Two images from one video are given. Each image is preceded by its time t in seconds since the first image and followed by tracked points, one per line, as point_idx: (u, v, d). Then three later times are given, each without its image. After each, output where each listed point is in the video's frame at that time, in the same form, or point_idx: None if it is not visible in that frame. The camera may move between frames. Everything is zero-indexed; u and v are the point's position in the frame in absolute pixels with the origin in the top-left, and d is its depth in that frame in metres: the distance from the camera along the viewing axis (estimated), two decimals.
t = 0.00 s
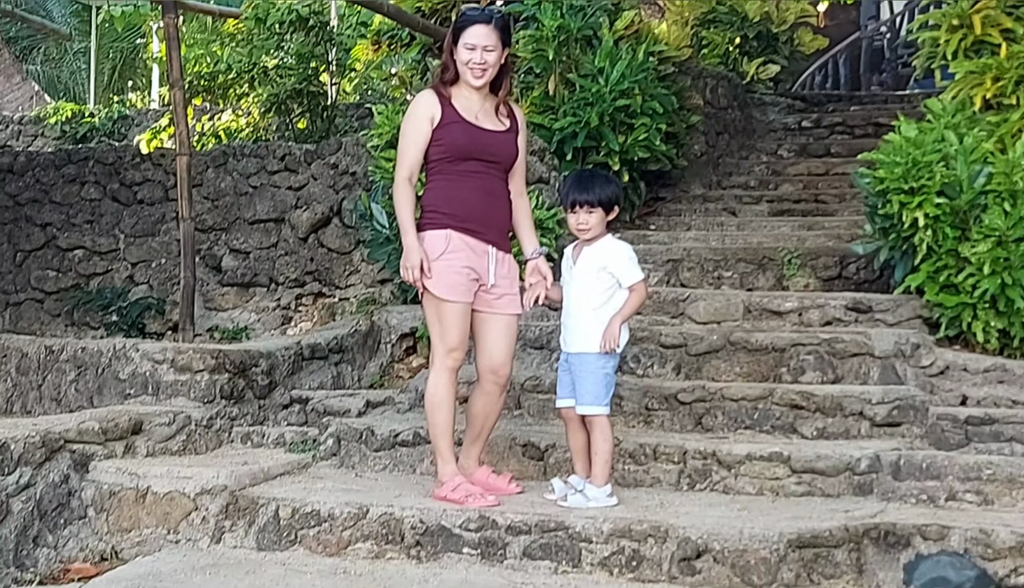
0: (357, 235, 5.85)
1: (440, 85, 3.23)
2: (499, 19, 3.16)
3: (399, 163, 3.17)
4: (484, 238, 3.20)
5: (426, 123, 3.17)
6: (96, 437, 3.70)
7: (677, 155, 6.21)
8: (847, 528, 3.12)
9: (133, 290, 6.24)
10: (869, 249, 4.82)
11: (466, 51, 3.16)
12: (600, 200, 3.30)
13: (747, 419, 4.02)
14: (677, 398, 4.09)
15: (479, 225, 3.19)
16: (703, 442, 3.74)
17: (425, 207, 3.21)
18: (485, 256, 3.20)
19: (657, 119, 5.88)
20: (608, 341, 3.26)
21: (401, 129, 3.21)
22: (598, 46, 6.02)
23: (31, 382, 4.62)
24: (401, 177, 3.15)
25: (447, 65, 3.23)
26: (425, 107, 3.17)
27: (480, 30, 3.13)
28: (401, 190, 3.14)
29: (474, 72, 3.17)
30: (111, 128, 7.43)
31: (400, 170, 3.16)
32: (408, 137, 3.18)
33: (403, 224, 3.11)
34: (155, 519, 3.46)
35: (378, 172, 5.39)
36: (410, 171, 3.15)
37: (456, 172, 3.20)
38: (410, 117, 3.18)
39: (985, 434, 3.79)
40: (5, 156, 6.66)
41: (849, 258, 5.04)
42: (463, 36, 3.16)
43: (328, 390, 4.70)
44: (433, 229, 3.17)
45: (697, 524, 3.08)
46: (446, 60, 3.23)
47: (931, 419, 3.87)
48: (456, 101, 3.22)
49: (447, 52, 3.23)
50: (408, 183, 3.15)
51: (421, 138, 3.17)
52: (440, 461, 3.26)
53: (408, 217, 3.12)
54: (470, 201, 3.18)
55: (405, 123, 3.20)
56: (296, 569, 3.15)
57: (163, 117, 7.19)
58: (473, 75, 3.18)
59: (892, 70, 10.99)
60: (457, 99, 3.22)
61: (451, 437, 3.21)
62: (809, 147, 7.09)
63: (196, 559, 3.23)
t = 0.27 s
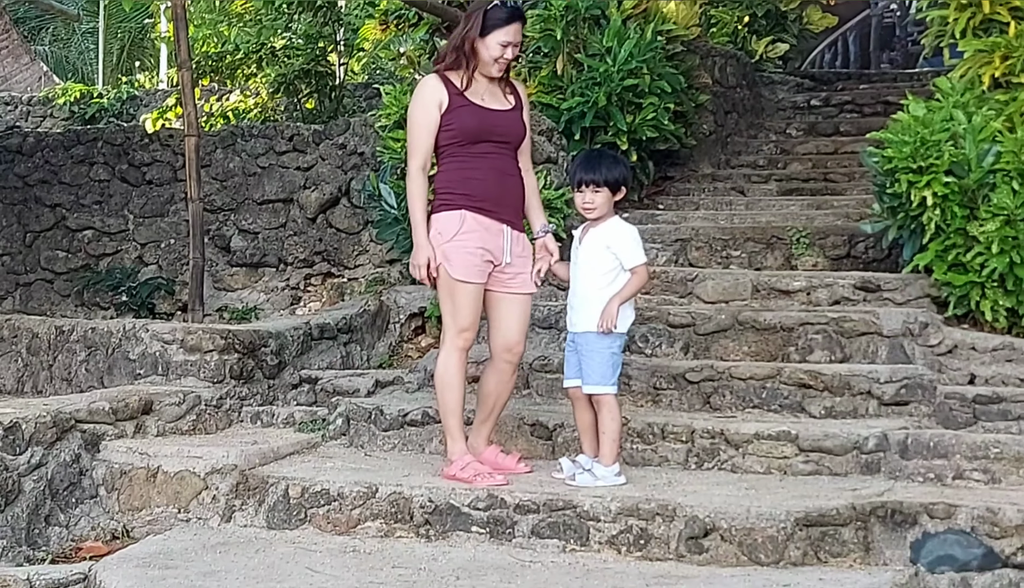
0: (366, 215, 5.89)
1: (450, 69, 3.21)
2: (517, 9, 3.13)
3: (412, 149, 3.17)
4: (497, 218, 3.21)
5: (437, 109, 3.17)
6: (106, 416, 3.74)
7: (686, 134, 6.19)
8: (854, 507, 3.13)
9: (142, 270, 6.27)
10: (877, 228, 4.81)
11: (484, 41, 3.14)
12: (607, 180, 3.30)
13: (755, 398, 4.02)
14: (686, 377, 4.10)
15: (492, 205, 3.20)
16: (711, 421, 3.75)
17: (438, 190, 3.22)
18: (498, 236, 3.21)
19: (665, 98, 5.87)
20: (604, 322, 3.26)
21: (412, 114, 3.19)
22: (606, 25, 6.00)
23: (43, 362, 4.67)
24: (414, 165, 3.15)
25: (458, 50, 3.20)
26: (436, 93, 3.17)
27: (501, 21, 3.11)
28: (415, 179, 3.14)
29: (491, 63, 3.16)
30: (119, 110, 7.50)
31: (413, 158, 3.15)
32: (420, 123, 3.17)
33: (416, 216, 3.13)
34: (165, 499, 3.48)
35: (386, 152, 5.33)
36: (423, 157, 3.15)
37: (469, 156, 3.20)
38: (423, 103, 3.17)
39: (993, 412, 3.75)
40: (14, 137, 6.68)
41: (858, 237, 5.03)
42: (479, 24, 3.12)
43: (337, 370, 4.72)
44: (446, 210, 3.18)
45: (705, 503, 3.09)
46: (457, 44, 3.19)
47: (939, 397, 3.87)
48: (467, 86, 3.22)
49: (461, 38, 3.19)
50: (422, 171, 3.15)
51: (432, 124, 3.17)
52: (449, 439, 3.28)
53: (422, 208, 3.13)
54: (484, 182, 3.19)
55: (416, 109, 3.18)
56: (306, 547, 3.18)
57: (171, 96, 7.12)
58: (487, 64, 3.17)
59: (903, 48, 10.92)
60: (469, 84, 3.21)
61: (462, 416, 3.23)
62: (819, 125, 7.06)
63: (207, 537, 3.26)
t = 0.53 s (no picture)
0: (366, 217, 5.91)
1: (446, 75, 3.22)
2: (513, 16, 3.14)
3: (413, 155, 3.17)
4: (501, 220, 3.23)
5: (435, 115, 3.17)
6: (107, 420, 3.76)
7: (685, 134, 6.20)
8: (853, 507, 3.14)
9: (143, 273, 6.30)
10: (876, 227, 4.81)
11: (480, 47, 3.14)
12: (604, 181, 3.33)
13: (755, 398, 4.03)
14: (685, 377, 4.11)
15: (496, 207, 3.21)
16: (710, 421, 3.76)
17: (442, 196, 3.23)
18: (502, 238, 3.22)
19: (663, 98, 5.87)
20: (598, 324, 3.27)
21: (410, 121, 3.18)
22: (604, 25, 6.01)
23: (45, 366, 4.69)
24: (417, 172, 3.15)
25: (452, 55, 3.20)
26: (435, 99, 3.17)
27: (497, 27, 3.12)
28: (417, 185, 3.14)
29: (488, 68, 3.17)
30: (118, 112, 7.50)
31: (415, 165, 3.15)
32: (419, 130, 3.17)
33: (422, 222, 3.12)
34: (167, 501, 3.50)
35: (385, 154, 5.35)
36: (425, 164, 3.16)
37: (471, 160, 3.22)
38: (421, 109, 3.17)
39: (992, 412, 3.77)
40: (14, 141, 6.70)
41: (857, 236, 5.04)
42: (474, 29, 3.13)
43: (337, 372, 4.74)
44: (450, 214, 3.19)
45: (704, 504, 3.11)
46: (452, 49, 3.20)
47: (939, 396, 3.88)
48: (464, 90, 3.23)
49: (455, 44, 3.19)
50: (423, 176, 3.15)
51: (432, 130, 3.17)
52: (450, 440, 3.29)
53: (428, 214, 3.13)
54: (486, 185, 3.20)
55: (414, 115, 3.17)
56: (307, 550, 3.19)
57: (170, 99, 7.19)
58: (484, 70, 3.18)
59: (903, 46, 10.92)
60: (466, 89, 3.22)
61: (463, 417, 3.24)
62: (818, 124, 7.06)
63: (208, 540, 3.27)
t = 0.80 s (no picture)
0: (361, 213, 5.91)
1: (431, 74, 3.21)
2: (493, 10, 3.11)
3: (405, 158, 3.16)
4: (496, 215, 3.23)
5: (424, 115, 3.16)
6: (105, 418, 3.76)
7: (680, 126, 6.20)
8: (849, 497, 3.14)
9: (140, 271, 6.30)
10: (871, 217, 4.81)
11: (463, 45, 3.13)
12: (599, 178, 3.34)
13: (751, 389, 4.03)
14: (682, 369, 4.11)
15: (491, 203, 3.22)
16: (707, 414, 3.77)
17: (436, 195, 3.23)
18: (498, 233, 3.23)
19: (658, 91, 5.87)
20: (590, 318, 3.27)
21: (399, 123, 3.18)
22: (598, 18, 6.00)
23: (43, 365, 4.69)
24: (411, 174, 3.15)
25: (435, 54, 3.19)
26: (423, 99, 3.16)
27: (478, 23, 3.10)
28: (411, 188, 3.14)
29: (472, 65, 3.15)
30: (114, 111, 7.46)
31: (408, 167, 3.15)
32: (409, 132, 3.17)
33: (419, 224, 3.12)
34: (165, 499, 3.48)
35: (381, 150, 5.38)
36: (418, 165, 3.16)
37: (463, 157, 3.22)
38: (410, 111, 3.16)
39: (988, 401, 3.77)
40: (10, 140, 6.70)
41: (852, 226, 5.04)
42: (457, 27, 3.11)
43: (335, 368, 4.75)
44: (445, 212, 3.19)
45: (701, 496, 3.11)
46: (435, 48, 3.18)
47: (935, 386, 3.88)
48: (450, 88, 3.22)
49: (437, 43, 3.18)
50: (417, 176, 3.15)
51: (421, 130, 3.17)
52: (448, 437, 3.29)
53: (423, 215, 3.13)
54: (480, 182, 3.21)
55: (402, 118, 3.17)
56: (305, 546, 3.20)
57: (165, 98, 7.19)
58: (468, 67, 3.17)
59: (899, 35, 10.91)
60: (453, 87, 3.21)
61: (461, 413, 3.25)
62: (814, 115, 7.06)
63: (207, 537, 3.28)
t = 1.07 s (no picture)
0: (362, 217, 5.92)
1: (426, 78, 3.21)
2: (489, 15, 3.13)
3: (403, 163, 3.17)
4: (495, 219, 3.25)
5: (421, 120, 3.17)
6: (108, 424, 3.78)
7: (680, 128, 6.22)
8: (850, 498, 3.15)
9: (142, 276, 6.32)
10: (871, 218, 4.82)
11: (458, 49, 3.14)
12: (597, 185, 3.33)
13: (752, 390, 4.04)
14: (683, 371, 4.11)
15: (489, 207, 3.23)
16: (708, 415, 3.78)
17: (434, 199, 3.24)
18: (497, 237, 3.24)
19: (657, 93, 5.88)
20: (575, 317, 3.29)
21: (395, 128, 3.18)
22: (597, 21, 6.02)
23: (45, 371, 4.71)
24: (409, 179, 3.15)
25: (430, 58, 3.20)
26: (420, 104, 3.17)
27: (474, 28, 3.11)
28: (410, 193, 3.14)
29: (467, 69, 3.17)
30: (115, 116, 7.53)
31: (406, 172, 3.15)
32: (406, 136, 3.17)
33: (419, 229, 3.12)
34: (167, 504, 3.52)
35: (381, 154, 5.40)
36: (417, 170, 3.16)
37: (460, 161, 3.23)
38: (406, 115, 3.16)
39: (989, 401, 3.78)
40: (11, 147, 6.71)
41: (852, 228, 5.06)
42: (452, 32, 3.12)
43: (336, 372, 4.76)
44: (444, 217, 3.20)
45: (703, 498, 3.12)
46: (429, 53, 3.19)
47: (935, 386, 3.89)
48: (445, 93, 3.23)
49: (432, 47, 3.19)
50: (415, 181, 3.16)
51: (419, 135, 3.17)
52: (448, 440, 3.30)
53: (423, 220, 3.13)
54: (477, 186, 3.22)
55: (399, 122, 3.17)
56: (308, 550, 3.21)
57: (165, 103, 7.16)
58: (463, 71, 3.19)
59: (898, 35, 10.91)
60: (448, 91, 3.22)
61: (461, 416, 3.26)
62: (814, 116, 7.06)
63: (210, 542, 3.29)
